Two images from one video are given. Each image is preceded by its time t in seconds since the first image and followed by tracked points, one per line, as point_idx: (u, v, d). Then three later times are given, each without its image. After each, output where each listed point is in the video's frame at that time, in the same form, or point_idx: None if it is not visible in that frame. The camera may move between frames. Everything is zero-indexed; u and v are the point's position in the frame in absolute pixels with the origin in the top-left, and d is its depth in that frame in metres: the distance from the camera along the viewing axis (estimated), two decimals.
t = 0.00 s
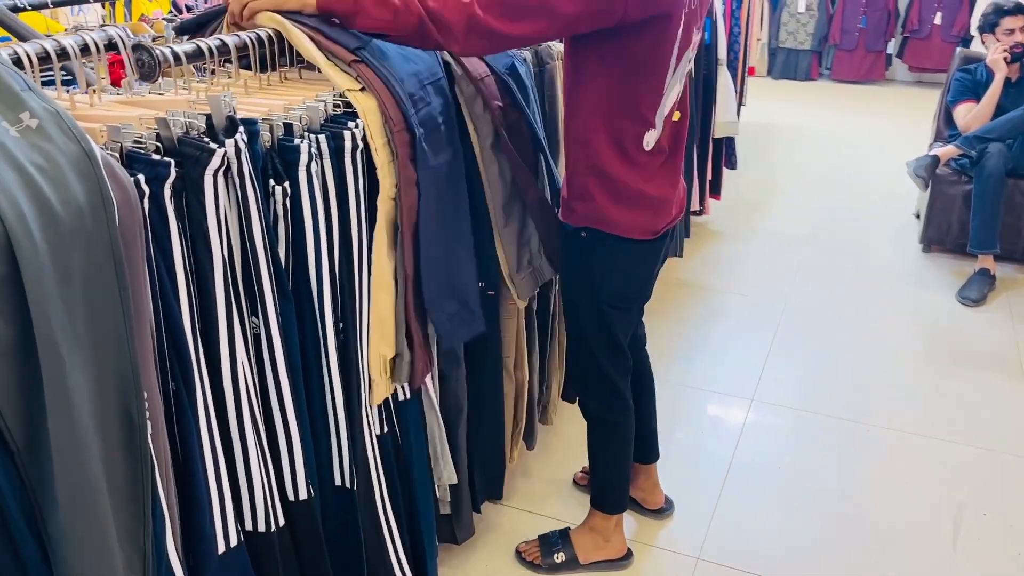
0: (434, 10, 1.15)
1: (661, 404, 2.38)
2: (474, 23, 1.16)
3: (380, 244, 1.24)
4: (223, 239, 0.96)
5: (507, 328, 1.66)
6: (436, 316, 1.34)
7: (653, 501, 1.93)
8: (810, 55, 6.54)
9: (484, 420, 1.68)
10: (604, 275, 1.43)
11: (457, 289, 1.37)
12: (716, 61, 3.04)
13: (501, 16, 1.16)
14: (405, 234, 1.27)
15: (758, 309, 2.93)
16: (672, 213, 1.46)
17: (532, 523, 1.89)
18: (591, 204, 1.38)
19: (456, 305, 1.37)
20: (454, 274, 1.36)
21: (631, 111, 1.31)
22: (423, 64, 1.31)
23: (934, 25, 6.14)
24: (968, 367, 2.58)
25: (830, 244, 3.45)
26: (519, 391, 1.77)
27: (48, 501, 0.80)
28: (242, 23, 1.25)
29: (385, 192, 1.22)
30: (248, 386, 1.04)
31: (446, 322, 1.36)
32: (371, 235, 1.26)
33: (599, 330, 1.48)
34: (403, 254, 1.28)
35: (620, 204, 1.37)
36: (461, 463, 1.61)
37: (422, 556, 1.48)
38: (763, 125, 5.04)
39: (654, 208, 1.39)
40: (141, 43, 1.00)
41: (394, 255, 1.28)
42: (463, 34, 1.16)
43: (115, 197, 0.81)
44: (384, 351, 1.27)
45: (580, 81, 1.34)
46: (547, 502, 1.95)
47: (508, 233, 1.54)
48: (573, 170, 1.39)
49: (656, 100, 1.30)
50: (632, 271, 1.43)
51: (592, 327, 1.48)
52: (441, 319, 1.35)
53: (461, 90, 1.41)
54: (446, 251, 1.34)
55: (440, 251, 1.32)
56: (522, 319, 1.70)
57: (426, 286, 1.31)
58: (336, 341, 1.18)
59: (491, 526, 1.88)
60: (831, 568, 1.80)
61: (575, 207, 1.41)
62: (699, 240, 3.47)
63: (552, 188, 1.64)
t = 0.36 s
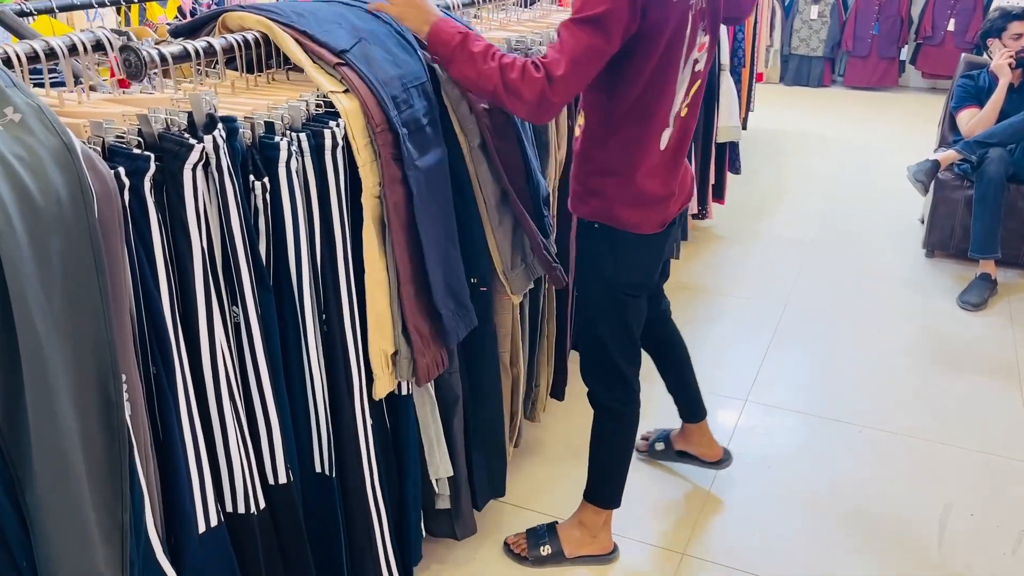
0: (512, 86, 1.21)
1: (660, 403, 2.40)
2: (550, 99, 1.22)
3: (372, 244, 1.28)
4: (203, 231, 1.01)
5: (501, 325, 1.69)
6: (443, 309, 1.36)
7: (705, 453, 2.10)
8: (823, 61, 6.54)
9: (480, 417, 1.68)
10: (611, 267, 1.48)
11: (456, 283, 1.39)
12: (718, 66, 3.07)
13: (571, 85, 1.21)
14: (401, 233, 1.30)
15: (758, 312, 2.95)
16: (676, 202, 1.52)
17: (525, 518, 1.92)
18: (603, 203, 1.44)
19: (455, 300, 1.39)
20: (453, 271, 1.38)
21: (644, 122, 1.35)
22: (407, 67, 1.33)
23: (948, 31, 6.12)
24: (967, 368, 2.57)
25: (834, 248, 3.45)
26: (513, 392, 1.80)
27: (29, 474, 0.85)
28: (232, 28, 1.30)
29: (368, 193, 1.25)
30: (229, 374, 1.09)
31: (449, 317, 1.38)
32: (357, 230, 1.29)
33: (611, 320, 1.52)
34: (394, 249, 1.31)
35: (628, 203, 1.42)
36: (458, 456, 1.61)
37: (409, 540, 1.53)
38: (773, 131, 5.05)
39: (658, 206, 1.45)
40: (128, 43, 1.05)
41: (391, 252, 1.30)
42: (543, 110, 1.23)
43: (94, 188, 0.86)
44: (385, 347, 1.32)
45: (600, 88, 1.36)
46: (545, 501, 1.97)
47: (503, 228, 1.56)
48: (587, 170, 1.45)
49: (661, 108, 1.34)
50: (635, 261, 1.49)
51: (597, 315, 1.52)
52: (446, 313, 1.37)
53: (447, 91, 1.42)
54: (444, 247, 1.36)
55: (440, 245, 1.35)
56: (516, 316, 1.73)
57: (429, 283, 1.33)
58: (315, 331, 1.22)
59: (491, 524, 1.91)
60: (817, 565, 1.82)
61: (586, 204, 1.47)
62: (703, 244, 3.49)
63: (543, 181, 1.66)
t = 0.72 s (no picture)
0: (639, 96, 1.36)
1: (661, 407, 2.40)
2: (672, 106, 1.36)
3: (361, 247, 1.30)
4: (195, 236, 1.03)
5: (497, 329, 1.70)
6: (427, 313, 1.40)
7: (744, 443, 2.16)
8: (826, 65, 6.55)
9: (476, 420, 1.69)
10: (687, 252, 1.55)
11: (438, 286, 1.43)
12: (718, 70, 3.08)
13: (689, 94, 1.36)
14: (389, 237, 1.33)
15: (758, 315, 2.96)
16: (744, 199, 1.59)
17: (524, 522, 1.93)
18: (691, 198, 1.52)
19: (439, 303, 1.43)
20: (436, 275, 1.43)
21: (735, 123, 1.46)
22: (400, 74, 1.36)
23: (951, 34, 6.12)
24: (966, 371, 2.57)
25: (836, 251, 3.46)
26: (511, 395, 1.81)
27: (21, 476, 0.87)
28: (226, 37, 1.33)
29: (359, 197, 1.28)
30: (223, 377, 1.10)
31: (433, 320, 1.42)
32: (350, 236, 1.31)
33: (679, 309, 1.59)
34: (383, 252, 1.34)
35: (715, 198, 1.51)
36: (452, 458, 1.62)
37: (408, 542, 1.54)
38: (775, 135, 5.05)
39: (736, 202, 1.54)
40: (122, 54, 1.07)
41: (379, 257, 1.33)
42: (665, 117, 1.37)
43: (87, 195, 0.88)
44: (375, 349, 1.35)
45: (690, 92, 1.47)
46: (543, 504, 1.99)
47: (496, 232, 1.58)
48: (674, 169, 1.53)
49: (749, 109, 1.46)
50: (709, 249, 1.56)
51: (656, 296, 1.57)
52: (430, 317, 1.41)
53: (439, 97, 1.45)
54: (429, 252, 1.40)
55: (424, 250, 1.39)
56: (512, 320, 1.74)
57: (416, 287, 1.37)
58: (311, 335, 1.24)
59: (489, 527, 1.92)
60: (813, 567, 1.82)
61: (671, 201, 1.54)
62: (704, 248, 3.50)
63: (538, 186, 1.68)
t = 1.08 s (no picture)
0: (722, 52, 1.45)
1: (655, 408, 2.37)
2: (751, 62, 1.46)
3: (347, 252, 1.26)
4: (170, 242, 0.99)
5: (486, 333, 1.67)
6: (417, 320, 1.36)
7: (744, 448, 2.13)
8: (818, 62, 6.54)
9: (467, 426, 1.66)
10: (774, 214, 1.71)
11: (425, 290, 1.41)
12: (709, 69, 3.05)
13: (770, 49, 1.45)
14: (377, 243, 1.29)
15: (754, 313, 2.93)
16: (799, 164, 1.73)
17: (518, 528, 1.90)
18: (767, 168, 1.65)
19: (427, 309, 1.41)
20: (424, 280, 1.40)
21: (806, 89, 1.58)
22: (384, 74, 1.33)
23: (942, 30, 6.12)
24: (964, 368, 2.54)
25: (831, 248, 3.43)
26: (503, 399, 1.78)
27: None
28: (204, 36, 1.29)
29: (343, 200, 1.24)
30: (202, 387, 1.07)
31: (423, 327, 1.39)
32: (333, 241, 1.28)
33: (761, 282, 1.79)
34: (369, 257, 1.30)
35: (791, 166, 1.65)
36: (443, 466, 1.59)
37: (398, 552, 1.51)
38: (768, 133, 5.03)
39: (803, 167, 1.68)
40: (93, 54, 1.04)
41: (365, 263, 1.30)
42: (744, 72, 1.47)
43: (53, 200, 0.84)
44: (363, 356, 1.31)
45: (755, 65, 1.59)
46: (538, 510, 1.96)
47: (485, 235, 1.54)
48: (746, 143, 1.64)
49: (818, 81, 1.58)
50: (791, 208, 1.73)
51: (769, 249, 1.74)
52: (419, 323, 1.37)
53: (425, 97, 1.42)
54: (415, 256, 1.37)
55: (409, 255, 1.36)
56: (502, 324, 1.71)
57: (405, 291, 1.33)
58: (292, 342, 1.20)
59: (483, 535, 1.88)
60: (813, 570, 1.79)
61: (747, 174, 1.66)
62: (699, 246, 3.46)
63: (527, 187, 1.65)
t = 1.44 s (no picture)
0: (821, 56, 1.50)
1: (636, 414, 2.32)
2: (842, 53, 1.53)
3: (313, 268, 1.19)
4: (117, 265, 0.92)
5: (463, 346, 1.60)
6: (389, 336, 1.29)
7: (730, 442, 2.13)
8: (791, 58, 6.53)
9: (444, 443, 1.59)
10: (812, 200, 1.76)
11: (397, 304, 1.34)
12: (685, 66, 3.00)
13: (853, 39, 1.54)
14: (345, 258, 1.22)
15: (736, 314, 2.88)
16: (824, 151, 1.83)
17: (500, 545, 1.84)
18: (824, 162, 1.74)
19: (399, 323, 1.34)
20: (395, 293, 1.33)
21: (854, 77, 1.69)
22: (350, 77, 1.26)
23: (914, 24, 6.13)
24: (946, 367, 2.51)
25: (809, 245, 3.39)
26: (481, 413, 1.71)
27: None
28: (155, 40, 1.21)
29: (307, 212, 1.17)
30: (158, 418, 0.99)
31: (395, 343, 1.32)
32: (298, 257, 1.20)
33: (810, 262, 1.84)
34: (337, 273, 1.22)
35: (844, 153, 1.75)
36: (420, 487, 1.52)
37: None
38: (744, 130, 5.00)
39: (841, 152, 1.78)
40: (29, 61, 0.96)
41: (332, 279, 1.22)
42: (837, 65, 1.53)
43: None
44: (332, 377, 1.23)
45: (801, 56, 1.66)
46: (520, 526, 1.90)
47: (460, 244, 1.48)
48: (804, 144, 1.70)
49: (862, 73, 1.70)
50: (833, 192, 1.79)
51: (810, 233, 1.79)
52: (391, 339, 1.30)
53: (394, 101, 1.35)
54: (384, 269, 1.30)
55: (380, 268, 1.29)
56: (479, 336, 1.64)
57: (375, 307, 1.26)
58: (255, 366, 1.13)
59: (463, 554, 1.82)
60: None
61: (808, 171, 1.73)
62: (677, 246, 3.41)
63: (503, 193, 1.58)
